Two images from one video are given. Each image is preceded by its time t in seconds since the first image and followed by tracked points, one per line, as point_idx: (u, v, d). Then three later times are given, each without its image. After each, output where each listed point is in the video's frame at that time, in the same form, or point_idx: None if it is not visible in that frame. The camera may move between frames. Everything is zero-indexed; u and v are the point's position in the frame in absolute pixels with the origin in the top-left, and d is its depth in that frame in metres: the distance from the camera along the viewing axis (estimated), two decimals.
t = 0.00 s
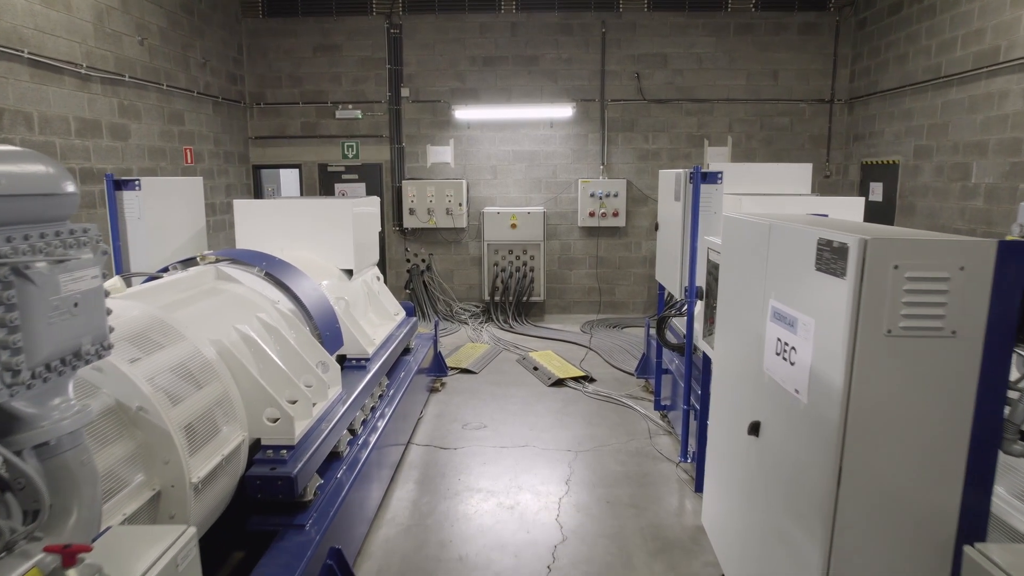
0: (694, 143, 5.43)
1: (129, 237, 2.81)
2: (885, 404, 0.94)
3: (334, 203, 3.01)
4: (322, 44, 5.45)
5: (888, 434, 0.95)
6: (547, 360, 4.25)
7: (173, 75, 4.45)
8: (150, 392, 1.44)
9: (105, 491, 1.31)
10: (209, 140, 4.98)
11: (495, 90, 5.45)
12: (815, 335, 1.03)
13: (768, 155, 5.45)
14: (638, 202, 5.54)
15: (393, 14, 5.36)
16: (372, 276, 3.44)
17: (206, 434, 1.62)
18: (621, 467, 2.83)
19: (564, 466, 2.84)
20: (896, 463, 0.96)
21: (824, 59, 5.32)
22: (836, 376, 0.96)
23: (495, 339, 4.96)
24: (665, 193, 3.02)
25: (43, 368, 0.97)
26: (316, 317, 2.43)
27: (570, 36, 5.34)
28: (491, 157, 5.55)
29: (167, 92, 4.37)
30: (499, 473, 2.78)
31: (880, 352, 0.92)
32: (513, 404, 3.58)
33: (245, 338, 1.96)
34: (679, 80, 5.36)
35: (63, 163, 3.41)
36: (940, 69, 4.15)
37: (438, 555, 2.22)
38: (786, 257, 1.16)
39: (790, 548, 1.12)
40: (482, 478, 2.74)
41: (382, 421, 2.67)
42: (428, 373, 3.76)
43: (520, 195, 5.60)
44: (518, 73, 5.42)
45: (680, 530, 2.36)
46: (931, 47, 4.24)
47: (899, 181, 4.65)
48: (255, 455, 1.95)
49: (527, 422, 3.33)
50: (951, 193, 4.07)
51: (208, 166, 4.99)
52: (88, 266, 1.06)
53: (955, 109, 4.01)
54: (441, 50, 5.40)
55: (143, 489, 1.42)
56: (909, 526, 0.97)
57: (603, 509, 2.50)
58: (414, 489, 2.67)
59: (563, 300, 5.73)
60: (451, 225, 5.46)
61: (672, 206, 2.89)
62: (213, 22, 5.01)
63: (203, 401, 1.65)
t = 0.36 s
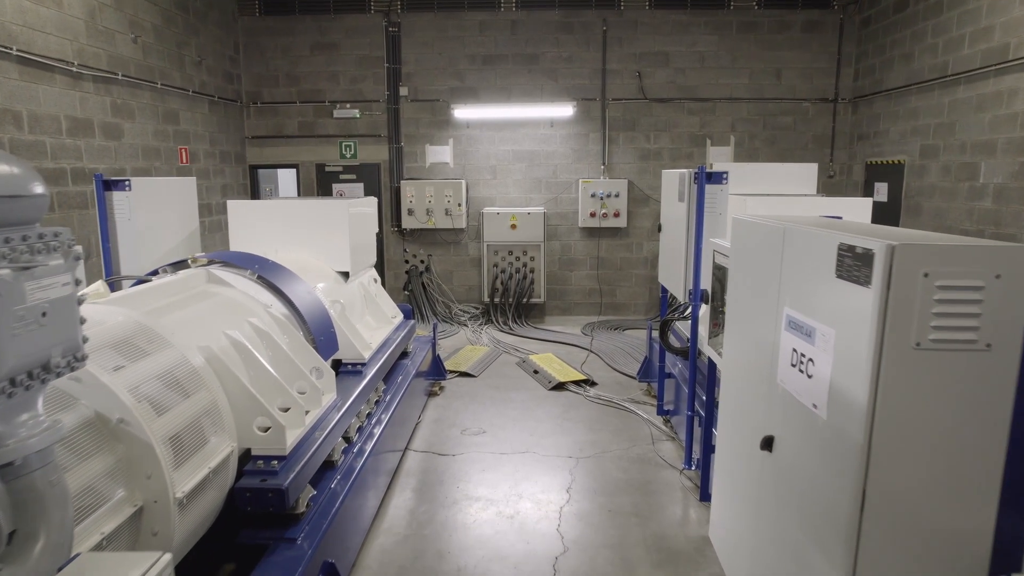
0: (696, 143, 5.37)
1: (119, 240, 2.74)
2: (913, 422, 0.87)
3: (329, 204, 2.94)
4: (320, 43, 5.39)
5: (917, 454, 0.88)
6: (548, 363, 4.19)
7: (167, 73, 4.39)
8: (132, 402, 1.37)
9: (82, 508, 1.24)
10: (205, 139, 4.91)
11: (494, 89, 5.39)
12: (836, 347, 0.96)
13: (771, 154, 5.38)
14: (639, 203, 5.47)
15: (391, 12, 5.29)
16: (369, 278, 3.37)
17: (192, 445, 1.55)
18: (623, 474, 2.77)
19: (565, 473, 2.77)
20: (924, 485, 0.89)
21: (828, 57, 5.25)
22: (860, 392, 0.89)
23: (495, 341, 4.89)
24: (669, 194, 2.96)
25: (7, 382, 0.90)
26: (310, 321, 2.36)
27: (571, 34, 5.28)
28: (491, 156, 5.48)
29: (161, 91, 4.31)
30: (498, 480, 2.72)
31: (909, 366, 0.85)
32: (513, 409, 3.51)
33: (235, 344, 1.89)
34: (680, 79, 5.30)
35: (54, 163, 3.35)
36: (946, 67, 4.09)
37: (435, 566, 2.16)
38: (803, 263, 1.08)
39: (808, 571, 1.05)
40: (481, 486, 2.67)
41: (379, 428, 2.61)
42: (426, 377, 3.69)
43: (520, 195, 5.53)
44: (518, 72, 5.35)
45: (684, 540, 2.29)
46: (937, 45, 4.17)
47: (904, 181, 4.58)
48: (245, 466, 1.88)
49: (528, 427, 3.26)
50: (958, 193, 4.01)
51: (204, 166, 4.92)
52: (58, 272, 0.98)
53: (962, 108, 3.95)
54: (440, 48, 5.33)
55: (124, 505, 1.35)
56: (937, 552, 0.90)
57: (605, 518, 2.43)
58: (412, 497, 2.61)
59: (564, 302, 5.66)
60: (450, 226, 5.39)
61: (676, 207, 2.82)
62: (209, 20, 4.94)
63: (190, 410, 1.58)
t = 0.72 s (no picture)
0: (698, 142, 5.30)
1: (107, 241, 2.67)
2: (948, 444, 0.80)
3: (324, 204, 2.87)
4: (317, 41, 5.32)
5: (951, 480, 0.81)
6: (548, 366, 4.12)
7: (162, 72, 4.32)
8: (112, 415, 1.30)
9: (56, 527, 1.17)
10: (200, 139, 4.84)
11: (494, 88, 5.32)
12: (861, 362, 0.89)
13: (774, 154, 5.31)
14: (641, 203, 5.40)
15: (390, 10, 5.22)
16: (365, 280, 3.30)
17: (177, 459, 1.48)
18: (626, 482, 2.70)
19: (566, 481, 2.71)
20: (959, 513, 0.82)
21: (832, 56, 5.18)
22: (888, 411, 0.82)
23: (494, 343, 4.82)
24: (672, 194, 2.89)
25: None
26: (303, 326, 2.29)
27: (571, 32, 5.21)
28: (490, 156, 5.42)
29: (155, 90, 4.24)
30: (498, 488, 2.65)
31: (944, 384, 0.78)
32: (512, 414, 3.44)
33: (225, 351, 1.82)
34: (682, 77, 5.23)
35: (43, 163, 3.27)
36: (954, 65, 4.02)
37: None
38: (821, 270, 1.02)
39: None
40: (480, 494, 2.61)
41: (375, 435, 2.54)
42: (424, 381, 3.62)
43: (520, 196, 5.46)
44: (517, 71, 5.28)
45: (689, 552, 2.22)
46: (945, 43, 4.11)
47: (910, 181, 4.51)
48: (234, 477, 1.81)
49: (528, 433, 3.19)
50: (966, 193, 3.94)
51: (199, 166, 4.85)
52: (21, 281, 0.91)
53: (971, 107, 3.88)
54: (439, 47, 5.26)
55: (102, 523, 1.28)
56: None
57: (608, 529, 2.36)
58: (409, 506, 2.54)
59: (564, 303, 5.60)
60: (449, 226, 5.33)
61: (679, 207, 2.75)
62: (204, 18, 4.87)
63: (176, 421, 1.51)
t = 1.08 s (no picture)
0: (700, 142, 5.22)
1: (95, 242, 2.63)
2: (990, 472, 0.73)
3: (320, 205, 2.80)
4: (314, 39, 5.24)
5: (992, 512, 0.74)
6: (548, 370, 4.05)
7: (156, 70, 4.25)
8: (88, 430, 1.23)
9: (28, 550, 1.10)
10: (195, 139, 4.77)
11: (494, 86, 5.24)
12: (890, 379, 0.82)
13: (778, 154, 5.24)
14: (642, 204, 5.33)
15: (388, 7, 5.14)
16: (362, 283, 3.23)
17: (160, 474, 1.41)
18: (629, 491, 2.63)
19: (567, 490, 2.63)
20: (998, 548, 0.75)
21: (836, 55, 5.10)
22: (922, 436, 0.75)
23: (494, 346, 4.75)
24: (676, 195, 2.82)
25: None
26: (297, 331, 2.22)
27: (572, 31, 5.14)
28: (490, 156, 5.34)
29: (149, 88, 4.17)
30: (497, 497, 2.58)
31: (987, 407, 0.71)
32: (512, 419, 3.37)
33: (213, 358, 1.75)
34: (685, 76, 5.16)
35: (32, 163, 3.19)
36: (962, 63, 3.95)
37: None
38: (844, 279, 0.95)
39: None
40: (479, 504, 2.53)
41: (370, 443, 2.47)
42: (422, 385, 3.55)
43: (520, 196, 5.39)
44: (517, 70, 5.21)
45: (695, 565, 2.15)
46: (953, 40, 4.04)
47: (916, 182, 4.44)
48: (221, 490, 1.74)
49: (528, 439, 3.12)
50: (975, 194, 3.87)
51: (195, 166, 4.78)
52: None
53: (979, 105, 3.81)
54: (437, 45, 5.19)
55: (78, 545, 1.21)
56: None
57: (611, 541, 2.29)
58: (406, 516, 2.47)
59: (565, 305, 5.52)
60: (448, 227, 5.25)
61: (684, 208, 2.68)
62: (199, 15, 4.80)
63: (159, 434, 1.44)
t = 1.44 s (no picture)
0: (703, 142, 5.15)
1: (85, 246, 2.55)
2: None
3: (315, 206, 2.73)
4: (311, 37, 5.17)
5: None
6: (549, 373, 3.98)
7: (150, 68, 4.18)
8: (63, 446, 1.15)
9: None
10: (190, 138, 4.69)
11: (493, 85, 5.17)
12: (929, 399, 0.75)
13: (782, 154, 5.16)
14: (644, 204, 5.26)
15: (386, 5, 5.07)
16: (358, 286, 3.16)
17: (142, 489, 1.34)
18: (633, 500, 2.56)
19: (568, 499, 2.56)
20: None
21: (841, 53, 5.03)
22: (970, 464, 0.68)
23: (494, 349, 4.68)
24: (681, 196, 2.75)
25: None
26: (290, 337, 2.15)
27: (573, 28, 5.06)
28: (490, 156, 5.27)
29: (143, 87, 4.10)
30: (497, 507, 2.51)
31: None
32: (513, 424, 3.30)
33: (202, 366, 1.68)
34: (687, 75, 5.08)
35: (21, 162, 3.12)
36: (971, 61, 3.88)
37: None
38: (873, 288, 0.87)
39: None
40: (479, 514, 2.46)
41: (367, 451, 2.40)
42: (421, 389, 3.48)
43: (520, 196, 5.32)
44: (517, 68, 5.14)
45: None
46: (961, 38, 3.97)
47: (923, 182, 4.37)
48: (209, 505, 1.67)
49: (530, 446, 3.04)
50: (984, 194, 3.80)
51: (190, 166, 4.70)
52: None
53: (989, 104, 3.74)
54: (436, 43, 5.12)
55: (51, 568, 1.13)
56: None
57: (615, 552, 2.22)
58: (403, 526, 2.39)
59: (566, 306, 5.45)
60: (448, 228, 5.18)
61: (689, 209, 2.61)
62: (194, 13, 4.73)
63: (141, 447, 1.36)
